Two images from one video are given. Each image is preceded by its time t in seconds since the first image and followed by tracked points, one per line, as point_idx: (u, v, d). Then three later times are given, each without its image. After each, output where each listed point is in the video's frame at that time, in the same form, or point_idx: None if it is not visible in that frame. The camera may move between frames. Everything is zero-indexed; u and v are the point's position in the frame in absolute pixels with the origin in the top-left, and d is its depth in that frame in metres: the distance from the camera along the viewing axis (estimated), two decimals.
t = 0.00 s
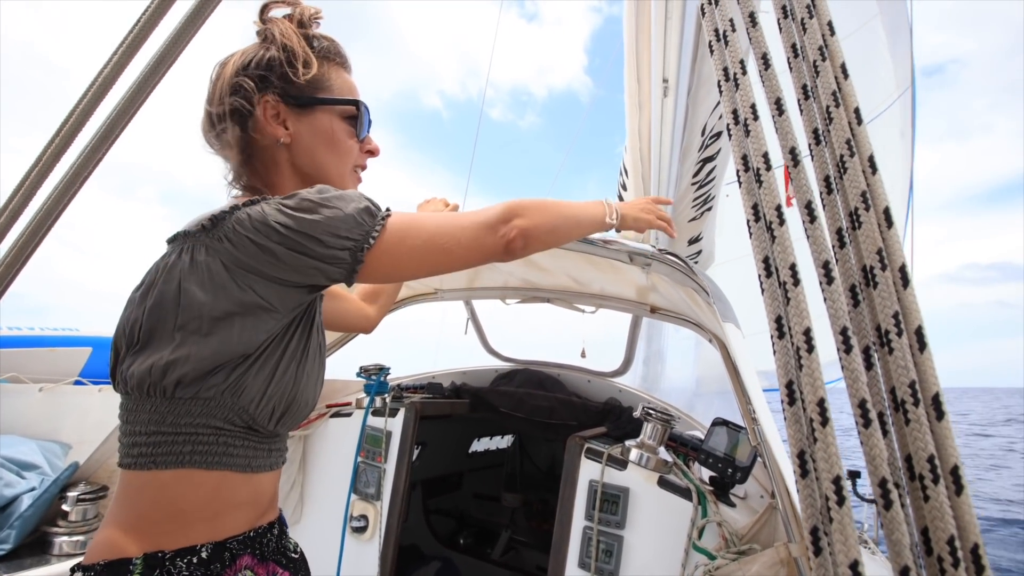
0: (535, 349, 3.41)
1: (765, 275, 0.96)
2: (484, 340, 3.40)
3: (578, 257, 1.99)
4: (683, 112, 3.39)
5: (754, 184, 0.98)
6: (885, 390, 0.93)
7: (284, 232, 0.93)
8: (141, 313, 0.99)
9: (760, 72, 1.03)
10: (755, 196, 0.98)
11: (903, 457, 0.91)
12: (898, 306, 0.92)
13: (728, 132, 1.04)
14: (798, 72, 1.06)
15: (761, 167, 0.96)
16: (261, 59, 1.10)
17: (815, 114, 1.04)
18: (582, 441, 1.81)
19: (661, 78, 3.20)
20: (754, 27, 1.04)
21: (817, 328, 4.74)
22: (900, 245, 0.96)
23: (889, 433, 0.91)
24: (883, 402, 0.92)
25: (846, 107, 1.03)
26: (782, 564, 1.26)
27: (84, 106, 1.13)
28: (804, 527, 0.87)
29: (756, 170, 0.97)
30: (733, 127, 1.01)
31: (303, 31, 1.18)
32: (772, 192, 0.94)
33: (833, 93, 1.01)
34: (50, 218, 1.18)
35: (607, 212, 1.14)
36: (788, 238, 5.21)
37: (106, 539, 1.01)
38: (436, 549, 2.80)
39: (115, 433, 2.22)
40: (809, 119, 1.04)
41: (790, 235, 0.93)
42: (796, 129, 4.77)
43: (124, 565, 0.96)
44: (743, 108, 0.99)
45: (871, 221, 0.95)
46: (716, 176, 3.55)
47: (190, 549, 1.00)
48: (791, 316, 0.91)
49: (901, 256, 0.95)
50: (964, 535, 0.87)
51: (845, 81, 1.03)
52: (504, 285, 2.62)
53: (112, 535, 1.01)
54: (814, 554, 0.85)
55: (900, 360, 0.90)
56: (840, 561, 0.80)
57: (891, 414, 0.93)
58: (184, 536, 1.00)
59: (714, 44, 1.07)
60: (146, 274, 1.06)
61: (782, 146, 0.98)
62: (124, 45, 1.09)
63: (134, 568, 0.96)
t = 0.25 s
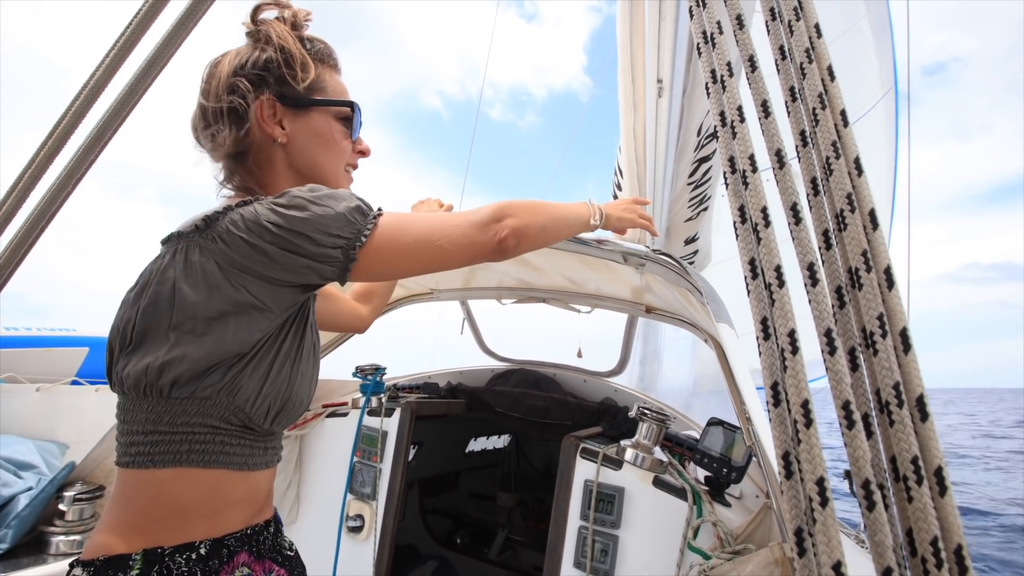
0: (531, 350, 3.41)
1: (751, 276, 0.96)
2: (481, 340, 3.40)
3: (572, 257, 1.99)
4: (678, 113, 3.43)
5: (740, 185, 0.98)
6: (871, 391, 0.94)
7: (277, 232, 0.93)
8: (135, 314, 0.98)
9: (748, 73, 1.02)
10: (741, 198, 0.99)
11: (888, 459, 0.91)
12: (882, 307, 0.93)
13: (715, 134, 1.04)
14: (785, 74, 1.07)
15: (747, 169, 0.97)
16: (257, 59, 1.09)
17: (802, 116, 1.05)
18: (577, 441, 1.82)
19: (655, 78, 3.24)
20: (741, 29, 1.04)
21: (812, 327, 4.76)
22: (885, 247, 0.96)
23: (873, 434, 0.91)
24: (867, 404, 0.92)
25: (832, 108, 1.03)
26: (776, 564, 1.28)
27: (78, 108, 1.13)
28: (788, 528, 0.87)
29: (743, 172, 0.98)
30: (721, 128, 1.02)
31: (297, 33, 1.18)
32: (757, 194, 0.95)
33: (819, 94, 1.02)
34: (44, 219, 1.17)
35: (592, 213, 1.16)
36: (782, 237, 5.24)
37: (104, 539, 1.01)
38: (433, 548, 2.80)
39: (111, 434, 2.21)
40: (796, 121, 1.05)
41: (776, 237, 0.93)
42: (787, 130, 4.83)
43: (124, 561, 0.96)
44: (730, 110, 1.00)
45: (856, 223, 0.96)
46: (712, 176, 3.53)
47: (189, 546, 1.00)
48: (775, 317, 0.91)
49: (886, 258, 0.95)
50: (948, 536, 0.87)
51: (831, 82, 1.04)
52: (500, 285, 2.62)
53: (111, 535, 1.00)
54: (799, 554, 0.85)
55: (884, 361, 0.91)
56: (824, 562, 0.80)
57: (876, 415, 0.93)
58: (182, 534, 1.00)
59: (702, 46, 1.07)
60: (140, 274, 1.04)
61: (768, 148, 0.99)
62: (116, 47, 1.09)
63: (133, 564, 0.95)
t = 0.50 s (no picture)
0: (531, 347, 3.41)
1: (745, 272, 0.96)
2: (480, 337, 3.39)
3: (571, 254, 1.99)
4: (678, 107, 3.43)
5: (735, 182, 0.98)
6: (865, 387, 0.93)
7: (323, 234, 0.91)
8: (163, 306, 0.94)
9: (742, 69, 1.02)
10: (735, 194, 0.99)
11: (882, 454, 0.91)
12: (876, 303, 0.92)
13: (710, 130, 1.04)
14: (780, 69, 1.07)
15: (741, 164, 0.96)
16: (272, 56, 1.07)
17: (797, 112, 1.03)
18: (577, 437, 1.82)
19: (652, 74, 3.20)
20: (735, 25, 1.03)
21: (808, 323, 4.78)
22: (880, 242, 0.95)
23: (868, 429, 0.91)
24: (862, 399, 0.91)
25: (826, 104, 1.03)
26: (775, 559, 1.28)
27: (75, 107, 1.12)
28: (782, 524, 0.88)
29: (737, 168, 0.97)
30: (715, 125, 1.02)
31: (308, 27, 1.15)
32: (751, 190, 0.94)
33: (814, 90, 1.02)
34: (43, 218, 1.17)
35: (600, 213, 1.18)
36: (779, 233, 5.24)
37: (128, 527, 0.99)
38: (433, 544, 2.81)
39: (111, 432, 2.21)
40: (792, 117, 1.03)
41: (769, 232, 0.93)
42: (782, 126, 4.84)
43: (149, 550, 0.95)
44: (724, 106, 0.99)
45: (850, 218, 0.95)
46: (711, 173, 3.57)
47: (213, 536, 0.99)
48: (769, 313, 0.91)
49: (881, 253, 0.95)
50: (941, 530, 0.86)
51: (826, 78, 1.03)
52: (499, 282, 2.62)
53: (134, 524, 0.99)
54: (792, 549, 0.87)
55: (878, 357, 0.90)
56: (818, 557, 0.81)
57: (871, 411, 0.93)
58: (205, 523, 0.99)
59: (695, 42, 1.07)
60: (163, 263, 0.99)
61: (762, 144, 0.98)
62: (114, 45, 1.08)
63: (160, 552, 0.95)
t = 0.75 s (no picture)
0: (532, 344, 3.41)
1: (745, 271, 0.95)
2: (482, 334, 3.39)
3: (573, 251, 1.99)
4: (677, 102, 3.42)
5: (734, 181, 0.98)
6: (863, 383, 0.94)
7: (393, 225, 0.99)
8: (233, 286, 0.98)
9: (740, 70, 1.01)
10: (735, 194, 0.98)
11: (881, 449, 0.91)
12: (874, 301, 0.92)
13: (709, 130, 1.03)
14: (779, 69, 1.06)
15: (740, 165, 0.96)
16: (312, 49, 1.05)
17: (796, 112, 1.03)
18: (579, 433, 1.82)
19: (652, 71, 3.21)
20: (734, 26, 1.02)
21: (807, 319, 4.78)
22: (877, 241, 0.95)
23: (866, 425, 0.91)
24: (860, 396, 0.92)
25: (824, 105, 1.03)
26: (777, 553, 1.28)
27: (77, 108, 1.12)
28: (782, 519, 0.87)
29: (736, 169, 0.96)
30: (715, 125, 1.01)
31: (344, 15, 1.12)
32: (751, 190, 0.94)
33: (812, 91, 1.01)
34: (46, 219, 1.17)
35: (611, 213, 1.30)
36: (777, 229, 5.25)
37: (162, 506, 0.99)
38: (436, 541, 2.82)
39: (114, 431, 2.22)
40: (791, 116, 1.02)
41: (768, 232, 0.93)
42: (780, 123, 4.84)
43: (192, 525, 0.96)
44: (723, 106, 0.99)
45: (848, 217, 0.95)
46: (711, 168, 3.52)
47: (251, 513, 1.01)
48: (768, 312, 0.91)
49: (879, 251, 0.95)
50: (938, 525, 0.87)
51: (825, 78, 1.02)
52: (500, 280, 2.62)
53: (172, 501, 0.99)
54: (792, 543, 0.87)
55: (875, 354, 0.90)
56: (818, 552, 0.81)
57: (869, 406, 0.93)
58: (242, 501, 1.00)
59: (695, 42, 1.06)
60: (229, 248, 1.03)
61: (761, 144, 0.98)
62: (117, 46, 1.08)
63: (201, 527, 0.96)
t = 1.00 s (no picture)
0: (533, 340, 3.40)
1: (748, 266, 0.95)
2: (483, 331, 3.39)
3: (574, 249, 1.99)
4: (677, 100, 3.34)
5: (738, 177, 0.97)
6: (868, 378, 0.93)
7: (409, 223, 1.00)
8: (250, 279, 0.98)
9: (743, 65, 1.01)
10: (738, 188, 0.97)
11: (886, 444, 0.91)
12: (878, 296, 0.92)
13: (712, 125, 1.03)
14: (781, 66, 1.06)
15: (744, 160, 0.95)
16: (335, 49, 1.06)
17: (798, 107, 1.03)
18: (580, 430, 1.81)
19: (653, 67, 3.18)
20: (736, 21, 1.02)
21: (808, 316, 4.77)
22: (883, 235, 0.94)
23: (872, 420, 0.91)
24: (864, 390, 0.92)
25: (828, 99, 1.01)
26: (779, 549, 1.28)
27: (78, 107, 1.12)
28: (787, 513, 0.88)
29: (739, 164, 0.96)
30: (717, 120, 1.01)
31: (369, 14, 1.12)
32: (755, 185, 0.94)
33: (815, 85, 1.00)
34: (48, 217, 1.17)
35: (609, 217, 1.31)
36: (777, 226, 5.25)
37: (167, 499, 0.99)
38: (437, 538, 2.83)
39: (115, 429, 2.21)
40: (793, 112, 1.03)
41: (772, 227, 0.92)
42: (783, 120, 4.83)
43: (193, 521, 0.95)
44: (726, 102, 0.99)
45: (853, 212, 0.95)
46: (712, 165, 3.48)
47: (253, 509, 1.00)
48: (773, 307, 0.90)
49: (883, 246, 0.94)
50: (944, 519, 0.86)
51: (827, 73, 1.01)
52: (501, 276, 2.61)
53: (176, 494, 0.98)
54: (799, 539, 0.87)
55: (881, 349, 0.90)
56: (824, 547, 0.81)
57: (875, 401, 0.93)
58: (246, 497, 0.99)
59: (697, 38, 1.06)
60: (247, 243, 1.05)
61: (764, 139, 0.97)
62: (117, 44, 1.08)
63: (204, 523, 0.95)
